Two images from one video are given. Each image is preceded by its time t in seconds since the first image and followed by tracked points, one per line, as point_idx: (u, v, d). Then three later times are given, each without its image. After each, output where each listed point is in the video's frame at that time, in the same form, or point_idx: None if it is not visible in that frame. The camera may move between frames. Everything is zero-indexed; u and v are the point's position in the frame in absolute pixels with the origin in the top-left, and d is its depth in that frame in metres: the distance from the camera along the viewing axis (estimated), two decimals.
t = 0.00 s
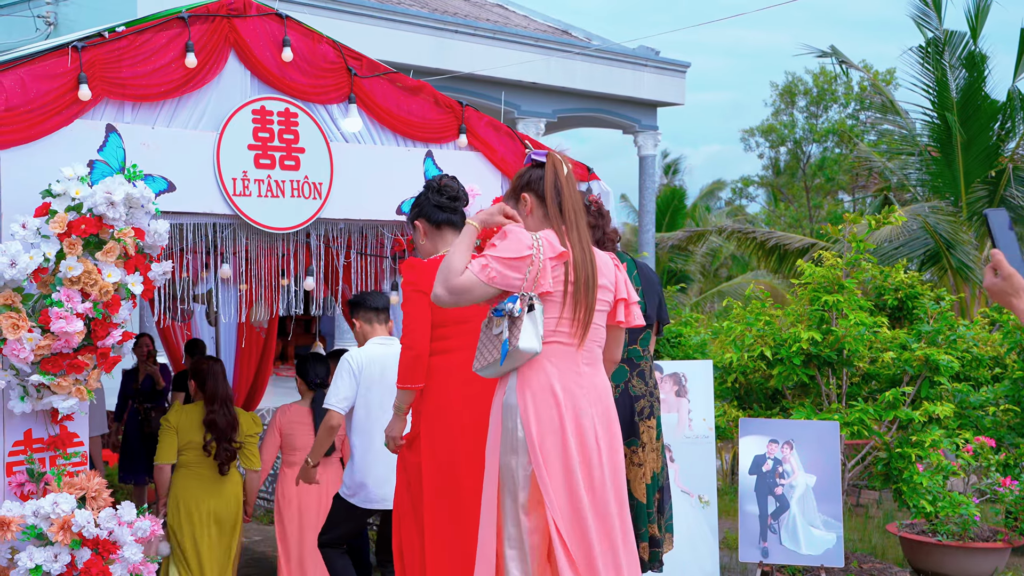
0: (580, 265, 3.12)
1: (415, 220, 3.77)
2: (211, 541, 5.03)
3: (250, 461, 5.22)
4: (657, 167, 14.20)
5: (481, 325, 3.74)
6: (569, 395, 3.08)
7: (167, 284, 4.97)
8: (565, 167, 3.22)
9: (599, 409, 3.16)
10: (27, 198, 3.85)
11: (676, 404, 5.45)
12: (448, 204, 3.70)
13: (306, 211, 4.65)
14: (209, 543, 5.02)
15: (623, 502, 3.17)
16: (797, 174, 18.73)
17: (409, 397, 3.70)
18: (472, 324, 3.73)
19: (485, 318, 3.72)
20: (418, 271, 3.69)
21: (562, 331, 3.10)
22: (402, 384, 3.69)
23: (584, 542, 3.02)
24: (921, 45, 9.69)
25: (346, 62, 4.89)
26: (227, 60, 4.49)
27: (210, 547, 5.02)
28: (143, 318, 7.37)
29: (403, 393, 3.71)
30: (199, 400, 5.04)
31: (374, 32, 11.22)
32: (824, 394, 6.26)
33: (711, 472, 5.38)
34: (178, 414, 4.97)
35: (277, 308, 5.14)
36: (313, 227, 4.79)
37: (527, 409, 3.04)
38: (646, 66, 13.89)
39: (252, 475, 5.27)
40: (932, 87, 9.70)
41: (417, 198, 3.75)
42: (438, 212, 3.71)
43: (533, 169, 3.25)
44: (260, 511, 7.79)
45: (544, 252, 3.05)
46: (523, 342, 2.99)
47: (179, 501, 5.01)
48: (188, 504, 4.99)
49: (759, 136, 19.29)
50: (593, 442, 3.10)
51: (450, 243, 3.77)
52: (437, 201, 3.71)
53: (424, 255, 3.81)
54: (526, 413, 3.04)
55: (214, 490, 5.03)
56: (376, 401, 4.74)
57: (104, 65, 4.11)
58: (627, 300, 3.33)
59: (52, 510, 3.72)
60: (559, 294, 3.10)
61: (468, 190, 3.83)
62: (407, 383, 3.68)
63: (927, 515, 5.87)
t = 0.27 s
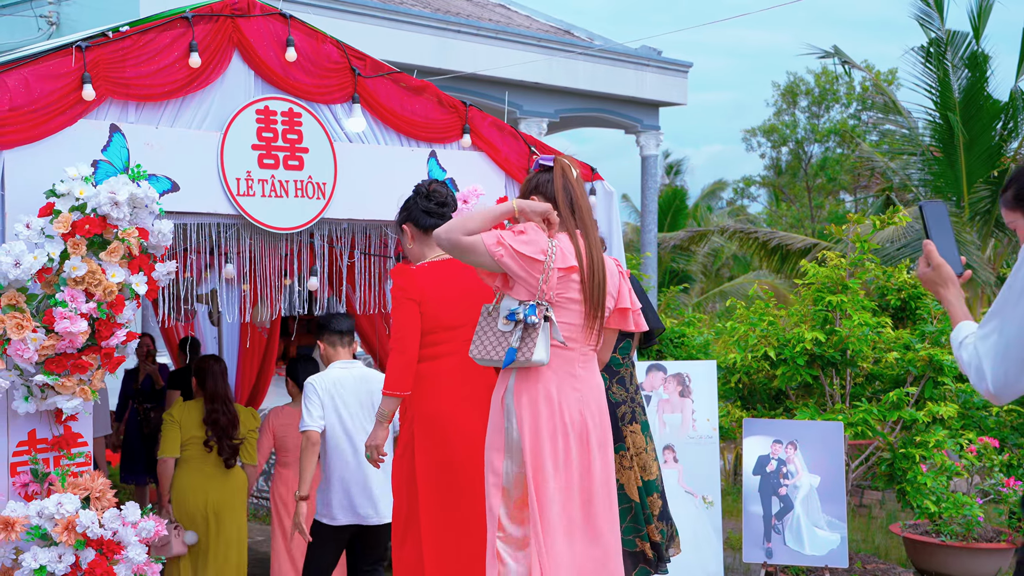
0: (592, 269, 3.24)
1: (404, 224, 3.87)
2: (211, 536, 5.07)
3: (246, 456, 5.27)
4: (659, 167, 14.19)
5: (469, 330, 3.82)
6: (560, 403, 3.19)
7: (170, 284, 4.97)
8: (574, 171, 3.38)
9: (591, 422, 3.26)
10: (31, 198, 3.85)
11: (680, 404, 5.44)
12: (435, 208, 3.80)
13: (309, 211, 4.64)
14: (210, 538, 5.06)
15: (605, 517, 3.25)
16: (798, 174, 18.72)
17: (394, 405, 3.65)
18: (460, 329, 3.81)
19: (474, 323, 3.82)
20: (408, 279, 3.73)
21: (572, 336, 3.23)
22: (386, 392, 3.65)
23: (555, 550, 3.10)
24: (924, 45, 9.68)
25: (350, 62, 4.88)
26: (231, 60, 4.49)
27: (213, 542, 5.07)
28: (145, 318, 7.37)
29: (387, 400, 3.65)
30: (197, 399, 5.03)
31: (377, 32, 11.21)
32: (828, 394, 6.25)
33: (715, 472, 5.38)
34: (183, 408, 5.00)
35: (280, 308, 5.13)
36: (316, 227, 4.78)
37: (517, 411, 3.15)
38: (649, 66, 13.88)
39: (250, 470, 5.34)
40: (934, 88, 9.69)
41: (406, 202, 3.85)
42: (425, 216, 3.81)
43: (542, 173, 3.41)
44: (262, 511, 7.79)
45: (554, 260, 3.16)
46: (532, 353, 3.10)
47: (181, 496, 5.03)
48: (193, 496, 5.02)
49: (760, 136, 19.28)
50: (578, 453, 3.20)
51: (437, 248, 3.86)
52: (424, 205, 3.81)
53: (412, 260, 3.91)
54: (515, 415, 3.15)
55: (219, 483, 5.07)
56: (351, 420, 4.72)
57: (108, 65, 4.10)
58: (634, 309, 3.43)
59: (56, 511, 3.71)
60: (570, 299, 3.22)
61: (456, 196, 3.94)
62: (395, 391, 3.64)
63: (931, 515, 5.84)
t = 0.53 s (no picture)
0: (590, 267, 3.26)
1: (394, 232, 3.92)
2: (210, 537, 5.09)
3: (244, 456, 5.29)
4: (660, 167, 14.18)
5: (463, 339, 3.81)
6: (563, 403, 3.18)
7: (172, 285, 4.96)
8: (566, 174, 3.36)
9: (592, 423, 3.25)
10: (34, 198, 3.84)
11: (683, 404, 5.42)
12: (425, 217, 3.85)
13: (313, 212, 4.64)
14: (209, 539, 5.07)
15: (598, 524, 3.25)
16: (799, 174, 18.72)
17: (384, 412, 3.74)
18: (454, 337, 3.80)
19: (468, 328, 3.82)
20: (400, 291, 3.74)
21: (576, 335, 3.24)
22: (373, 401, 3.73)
23: (540, 548, 3.11)
24: (925, 45, 9.67)
25: (353, 62, 4.87)
26: (235, 60, 4.48)
27: (212, 542, 5.08)
28: (146, 319, 7.36)
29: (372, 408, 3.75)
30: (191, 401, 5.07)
31: (379, 32, 11.21)
32: (831, 395, 6.23)
33: (717, 472, 5.37)
34: (182, 408, 5.03)
35: (282, 309, 5.12)
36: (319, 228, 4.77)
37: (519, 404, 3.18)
38: (650, 66, 13.86)
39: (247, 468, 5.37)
40: (936, 88, 9.69)
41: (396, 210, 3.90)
42: (416, 225, 3.86)
43: (533, 179, 3.40)
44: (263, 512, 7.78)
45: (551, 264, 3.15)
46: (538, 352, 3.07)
47: (178, 497, 5.04)
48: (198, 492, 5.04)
49: (761, 136, 19.28)
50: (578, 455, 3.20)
51: (428, 256, 3.91)
52: (414, 214, 3.86)
53: (404, 268, 3.94)
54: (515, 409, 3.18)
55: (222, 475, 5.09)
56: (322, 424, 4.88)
57: (111, 65, 4.10)
58: (625, 307, 3.47)
59: (60, 512, 3.71)
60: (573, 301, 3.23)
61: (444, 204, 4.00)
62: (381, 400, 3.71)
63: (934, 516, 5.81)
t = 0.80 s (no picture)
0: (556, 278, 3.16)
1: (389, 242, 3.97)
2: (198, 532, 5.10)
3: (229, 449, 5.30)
4: (654, 167, 14.19)
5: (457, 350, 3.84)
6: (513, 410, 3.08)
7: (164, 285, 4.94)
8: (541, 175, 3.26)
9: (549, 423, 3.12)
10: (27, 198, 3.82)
11: (678, 405, 5.42)
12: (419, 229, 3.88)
13: (307, 212, 4.62)
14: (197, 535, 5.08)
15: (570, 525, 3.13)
16: (792, 174, 18.76)
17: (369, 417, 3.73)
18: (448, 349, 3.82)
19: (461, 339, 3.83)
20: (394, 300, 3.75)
21: (534, 342, 3.14)
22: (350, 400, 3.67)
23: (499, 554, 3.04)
24: (920, 46, 9.71)
25: (348, 61, 4.85)
26: (229, 60, 4.46)
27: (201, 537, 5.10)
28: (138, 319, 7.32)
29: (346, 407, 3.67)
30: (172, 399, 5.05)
31: (374, 31, 11.18)
32: (825, 395, 6.23)
33: (712, 473, 5.36)
34: (163, 405, 5.01)
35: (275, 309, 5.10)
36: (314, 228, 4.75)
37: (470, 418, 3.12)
38: (645, 66, 13.86)
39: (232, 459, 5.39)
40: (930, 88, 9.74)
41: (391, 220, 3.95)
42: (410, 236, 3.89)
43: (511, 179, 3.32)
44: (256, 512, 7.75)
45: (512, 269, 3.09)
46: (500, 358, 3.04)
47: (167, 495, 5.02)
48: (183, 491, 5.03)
49: (755, 136, 19.31)
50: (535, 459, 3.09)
51: (422, 266, 3.94)
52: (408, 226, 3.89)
53: (398, 278, 3.99)
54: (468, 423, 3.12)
55: (207, 472, 5.10)
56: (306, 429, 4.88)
57: (104, 64, 4.07)
58: (599, 317, 3.37)
59: (51, 514, 3.68)
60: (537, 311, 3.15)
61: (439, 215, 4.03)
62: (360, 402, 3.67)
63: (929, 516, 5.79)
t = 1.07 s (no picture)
0: (496, 273, 3.18)
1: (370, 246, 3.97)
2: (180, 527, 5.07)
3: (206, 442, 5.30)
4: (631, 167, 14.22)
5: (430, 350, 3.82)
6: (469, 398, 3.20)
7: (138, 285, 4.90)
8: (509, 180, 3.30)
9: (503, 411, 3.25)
10: None
11: (654, 405, 5.44)
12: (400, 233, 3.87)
13: (283, 212, 4.59)
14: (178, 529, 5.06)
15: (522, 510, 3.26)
16: (768, 175, 18.90)
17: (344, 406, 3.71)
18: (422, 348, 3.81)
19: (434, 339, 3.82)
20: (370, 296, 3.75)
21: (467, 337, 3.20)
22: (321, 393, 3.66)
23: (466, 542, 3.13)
24: (895, 48, 9.84)
25: (324, 60, 4.83)
26: (204, 58, 4.43)
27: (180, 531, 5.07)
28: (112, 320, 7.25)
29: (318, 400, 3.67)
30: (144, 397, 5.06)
31: (350, 31, 11.15)
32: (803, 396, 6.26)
33: (689, 473, 5.38)
34: (138, 403, 5.02)
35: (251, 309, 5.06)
36: (289, 228, 4.72)
37: (429, 412, 3.20)
38: (621, 66, 13.90)
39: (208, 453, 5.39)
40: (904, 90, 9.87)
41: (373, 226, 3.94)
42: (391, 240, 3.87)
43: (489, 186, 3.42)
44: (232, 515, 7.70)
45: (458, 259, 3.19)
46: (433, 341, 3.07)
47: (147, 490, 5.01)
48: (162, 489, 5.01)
49: (730, 136, 19.43)
50: (490, 444, 3.22)
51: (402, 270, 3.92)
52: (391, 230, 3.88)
53: (377, 280, 3.99)
54: (426, 416, 3.21)
55: (183, 468, 5.08)
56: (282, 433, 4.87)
57: (77, 63, 4.03)
58: (551, 322, 3.33)
59: (23, 517, 3.64)
60: (472, 301, 3.19)
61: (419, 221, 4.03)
62: (331, 394, 3.66)
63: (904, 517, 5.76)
